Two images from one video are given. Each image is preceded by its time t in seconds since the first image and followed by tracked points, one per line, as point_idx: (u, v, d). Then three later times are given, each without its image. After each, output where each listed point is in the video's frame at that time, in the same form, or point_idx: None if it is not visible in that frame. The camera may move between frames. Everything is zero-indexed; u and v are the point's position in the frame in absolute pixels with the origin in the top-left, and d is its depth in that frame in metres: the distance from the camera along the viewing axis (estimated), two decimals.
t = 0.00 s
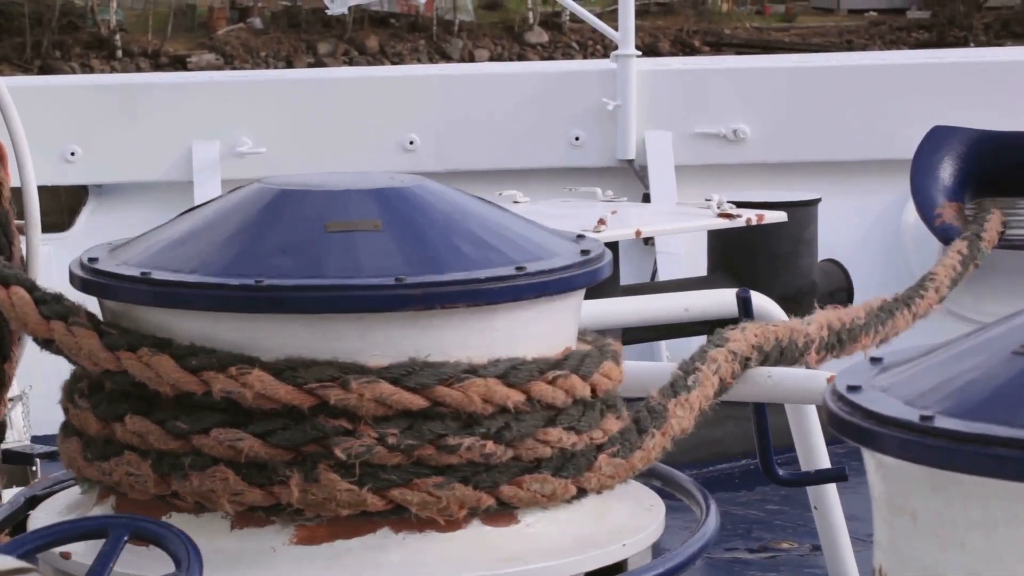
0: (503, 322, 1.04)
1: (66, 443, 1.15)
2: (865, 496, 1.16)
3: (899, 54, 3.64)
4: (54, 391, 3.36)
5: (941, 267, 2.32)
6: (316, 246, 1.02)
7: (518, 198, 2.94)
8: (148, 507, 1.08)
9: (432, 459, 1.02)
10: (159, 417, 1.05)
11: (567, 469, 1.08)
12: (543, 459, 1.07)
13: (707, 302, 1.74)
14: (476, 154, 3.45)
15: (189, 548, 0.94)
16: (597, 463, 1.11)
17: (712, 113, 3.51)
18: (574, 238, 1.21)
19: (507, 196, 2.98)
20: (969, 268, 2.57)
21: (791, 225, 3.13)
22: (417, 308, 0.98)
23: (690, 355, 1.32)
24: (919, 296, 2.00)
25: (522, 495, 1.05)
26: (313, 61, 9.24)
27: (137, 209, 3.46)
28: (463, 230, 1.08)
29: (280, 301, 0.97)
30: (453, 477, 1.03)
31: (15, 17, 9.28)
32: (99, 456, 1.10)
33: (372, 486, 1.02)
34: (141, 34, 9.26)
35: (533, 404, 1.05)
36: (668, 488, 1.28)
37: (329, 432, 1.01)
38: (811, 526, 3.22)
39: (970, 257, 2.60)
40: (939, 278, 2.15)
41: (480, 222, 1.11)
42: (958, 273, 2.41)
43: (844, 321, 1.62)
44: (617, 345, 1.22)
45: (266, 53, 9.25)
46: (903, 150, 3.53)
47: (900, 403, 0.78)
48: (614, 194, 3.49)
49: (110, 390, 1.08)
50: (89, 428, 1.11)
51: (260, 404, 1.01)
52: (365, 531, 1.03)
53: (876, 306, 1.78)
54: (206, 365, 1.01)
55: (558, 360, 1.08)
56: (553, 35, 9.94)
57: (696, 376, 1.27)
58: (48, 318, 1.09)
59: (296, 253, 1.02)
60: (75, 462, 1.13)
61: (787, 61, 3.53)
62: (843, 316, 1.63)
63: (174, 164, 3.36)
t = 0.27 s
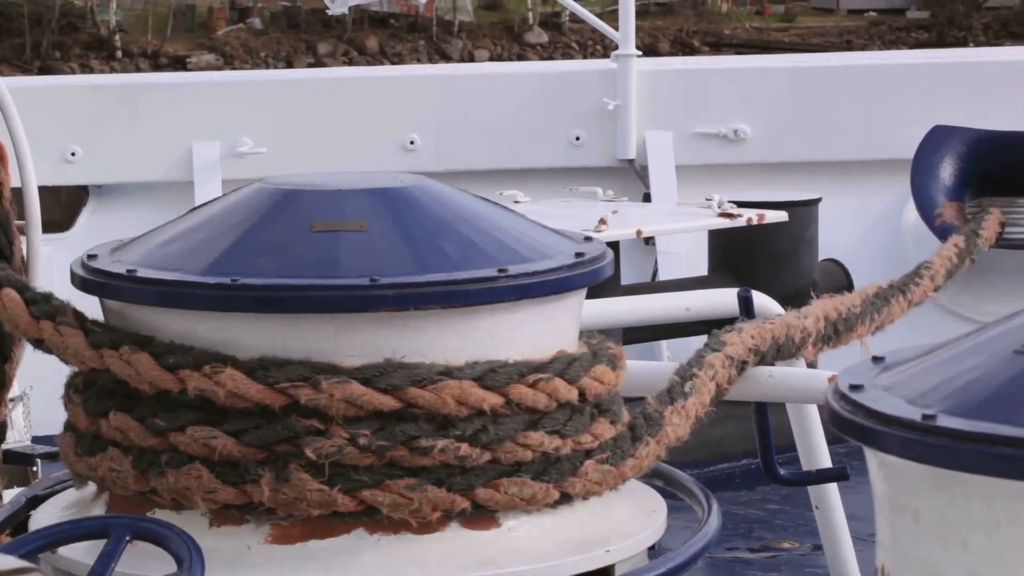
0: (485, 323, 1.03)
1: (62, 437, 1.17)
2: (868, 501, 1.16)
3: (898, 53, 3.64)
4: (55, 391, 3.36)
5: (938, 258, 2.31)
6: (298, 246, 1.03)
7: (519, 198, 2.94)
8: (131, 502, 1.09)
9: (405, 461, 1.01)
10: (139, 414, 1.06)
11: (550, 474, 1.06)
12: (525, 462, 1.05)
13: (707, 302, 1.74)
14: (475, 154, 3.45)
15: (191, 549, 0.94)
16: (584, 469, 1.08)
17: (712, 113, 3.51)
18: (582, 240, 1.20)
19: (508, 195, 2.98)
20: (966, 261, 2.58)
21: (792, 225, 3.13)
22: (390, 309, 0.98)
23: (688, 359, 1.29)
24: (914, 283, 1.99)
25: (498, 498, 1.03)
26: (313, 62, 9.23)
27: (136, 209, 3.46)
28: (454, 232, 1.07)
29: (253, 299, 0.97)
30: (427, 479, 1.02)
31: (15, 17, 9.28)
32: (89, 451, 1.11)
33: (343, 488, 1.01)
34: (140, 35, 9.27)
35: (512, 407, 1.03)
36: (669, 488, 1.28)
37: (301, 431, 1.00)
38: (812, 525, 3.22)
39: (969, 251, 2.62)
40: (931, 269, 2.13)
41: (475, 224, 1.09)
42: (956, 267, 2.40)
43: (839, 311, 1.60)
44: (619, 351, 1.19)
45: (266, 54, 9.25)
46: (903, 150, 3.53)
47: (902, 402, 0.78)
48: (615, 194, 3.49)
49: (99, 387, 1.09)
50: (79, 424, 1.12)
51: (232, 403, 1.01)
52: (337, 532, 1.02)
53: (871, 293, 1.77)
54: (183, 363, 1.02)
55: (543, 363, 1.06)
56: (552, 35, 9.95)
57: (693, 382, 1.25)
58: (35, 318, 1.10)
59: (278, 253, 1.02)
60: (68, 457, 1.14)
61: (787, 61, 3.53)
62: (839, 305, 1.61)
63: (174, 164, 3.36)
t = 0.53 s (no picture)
0: (467, 327, 1.01)
1: (62, 431, 1.18)
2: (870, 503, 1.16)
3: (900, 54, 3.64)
4: (57, 390, 3.36)
5: (942, 262, 2.29)
6: (283, 245, 1.02)
7: (522, 198, 2.94)
8: (118, 497, 1.09)
9: (378, 461, 1.00)
10: (124, 409, 1.06)
11: (531, 478, 1.04)
12: (505, 466, 1.03)
13: (709, 302, 1.74)
14: (478, 154, 3.45)
15: (194, 548, 0.94)
16: (568, 474, 1.06)
17: (714, 112, 3.51)
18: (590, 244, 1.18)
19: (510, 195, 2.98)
20: (967, 268, 2.56)
21: (794, 225, 3.14)
22: (364, 310, 0.96)
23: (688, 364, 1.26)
24: (918, 290, 1.98)
25: (474, 501, 1.02)
26: (315, 63, 9.15)
27: (138, 208, 3.46)
28: (446, 234, 1.05)
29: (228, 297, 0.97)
30: (399, 480, 1.00)
31: (16, 15, 9.27)
32: (81, 445, 1.12)
33: (315, 488, 1.00)
34: (142, 33, 9.27)
35: (491, 410, 1.01)
36: (671, 488, 1.28)
37: (274, 430, 0.99)
38: (813, 526, 3.22)
39: (969, 258, 2.61)
40: (937, 276, 2.12)
41: (470, 225, 1.07)
42: (959, 272, 2.39)
43: (839, 318, 1.60)
44: (621, 353, 1.17)
45: (268, 52, 9.25)
46: (906, 151, 3.53)
47: (905, 403, 0.78)
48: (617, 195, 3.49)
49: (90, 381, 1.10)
50: (74, 417, 1.13)
51: (207, 400, 1.00)
52: (311, 531, 1.01)
53: (873, 301, 1.75)
54: (162, 360, 1.01)
55: (527, 367, 1.04)
56: (554, 35, 9.95)
57: (693, 392, 1.22)
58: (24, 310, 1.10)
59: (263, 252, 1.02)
60: (65, 450, 1.15)
61: (790, 61, 3.53)
62: (840, 314, 1.60)
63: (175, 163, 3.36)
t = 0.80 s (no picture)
0: (445, 330, 1.00)
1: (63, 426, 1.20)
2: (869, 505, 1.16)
3: (902, 57, 3.64)
4: (58, 390, 3.37)
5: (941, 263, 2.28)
6: (272, 247, 1.03)
7: (523, 200, 2.94)
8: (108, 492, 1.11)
9: (351, 463, 1.00)
10: (111, 405, 1.07)
11: (510, 483, 1.02)
12: (484, 471, 1.01)
13: (710, 305, 1.74)
14: (479, 156, 3.45)
15: (196, 549, 0.94)
16: (550, 480, 1.04)
17: (716, 115, 3.51)
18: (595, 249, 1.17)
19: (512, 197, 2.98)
20: (966, 271, 2.56)
21: (795, 227, 3.14)
22: (337, 313, 0.96)
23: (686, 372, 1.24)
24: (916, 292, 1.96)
25: (448, 505, 1.01)
26: (316, 62, 9.23)
27: (139, 209, 3.47)
28: (435, 238, 1.04)
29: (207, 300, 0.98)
30: (371, 483, 1.00)
31: (18, 16, 9.28)
32: (75, 440, 1.13)
33: (287, 488, 1.00)
34: (144, 34, 9.29)
35: (468, 414, 1.00)
36: (673, 489, 1.28)
37: (248, 430, 1.00)
38: (814, 528, 3.22)
39: (969, 262, 2.60)
40: (936, 281, 2.10)
41: (462, 231, 1.06)
42: (958, 274, 2.38)
43: (838, 320, 1.58)
44: (622, 360, 1.16)
45: (269, 54, 9.26)
46: (908, 153, 3.53)
47: (908, 406, 0.78)
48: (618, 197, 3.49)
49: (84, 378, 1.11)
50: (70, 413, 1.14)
51: (185, 398, 1.01)
52: (287, 532, 1.01)
53: (871, 304, 1.74)
54: (144, 358, 1.02)
55: (509, 371, 1.02)
56: (555, 37, 9.96)
57: (689, 403, 1.19)
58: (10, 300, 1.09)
59: (253, 253, 1.02)
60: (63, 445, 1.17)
61: (791, 63, 3.53)
62: (838, 316, 1.58)
63: (177, 163, 3.36)
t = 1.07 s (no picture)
0: (421, 332, 0.99)
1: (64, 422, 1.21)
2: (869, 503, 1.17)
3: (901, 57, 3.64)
4: (57, 392, 3.36)
5: (939, 265, 2.27)
6: (260, 246, 1.03)
7: (522, 201, 2.94)
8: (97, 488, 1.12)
9: (321, 465, 0.99)
10: (97, 401, 1.08)
11: (484, 488, 1.01)
12: (461, 475, 1.00)
13: (708, 305, 1.74)
14: (478, 157, 3.45)
15: (196, 551, 0.94)
16: (527, 485, 1.02)
17: (715, 115, 3.52)
18: (592, 251, 1.15)
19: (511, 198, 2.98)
20: (966, 274, 2.54)
21: (794, 228, 3.14)
22: (307, 314, 0.96)
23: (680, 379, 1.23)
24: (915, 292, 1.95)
25: (418, 508, 1.00)
26: (314, 63, 9.25)
27: (138, 211, 3.47)
28: (421, 240, 1.03)
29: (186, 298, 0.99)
30: (340, 485, 0.99)
31: (17, 17, 9.27)
32: (68, 436, 1.15)
33: (257, 489, 1.00)
34: (142, 35, 9.28)
35: (441, 418, 0.99)
36: (673, 490, 1.28)
37: (219, 430, 1.00)
38: (813, 529, 3.23)
39: (966, 264, 2.58)
40: (934, 281, 2.09)
41: (450, 234, 1.05)
42: (956, 275, 2.37)
43: (835, 320, 1.56)
44: (616, 365, 1.12)
45: (267, 55, 9.26)
46: (907, 153, 3.53)
47: (908, 407, 0.78)
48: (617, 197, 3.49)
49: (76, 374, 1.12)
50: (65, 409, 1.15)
51: (160, 395, 1.01)
52: (261, 532, 1.01)
53: (871, 303, 1.73)
54: (123, 352, 1.03)
55: (486, 374, 1.01)
56: (553, 37, 9.96)
57: (683, 412, 1.18)
58: None
59: (243, 251, 1.03)
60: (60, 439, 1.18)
61: (791, 63, 3.53)
62: (837, 315, 1.57)
63: (176, 164, 3.37)
